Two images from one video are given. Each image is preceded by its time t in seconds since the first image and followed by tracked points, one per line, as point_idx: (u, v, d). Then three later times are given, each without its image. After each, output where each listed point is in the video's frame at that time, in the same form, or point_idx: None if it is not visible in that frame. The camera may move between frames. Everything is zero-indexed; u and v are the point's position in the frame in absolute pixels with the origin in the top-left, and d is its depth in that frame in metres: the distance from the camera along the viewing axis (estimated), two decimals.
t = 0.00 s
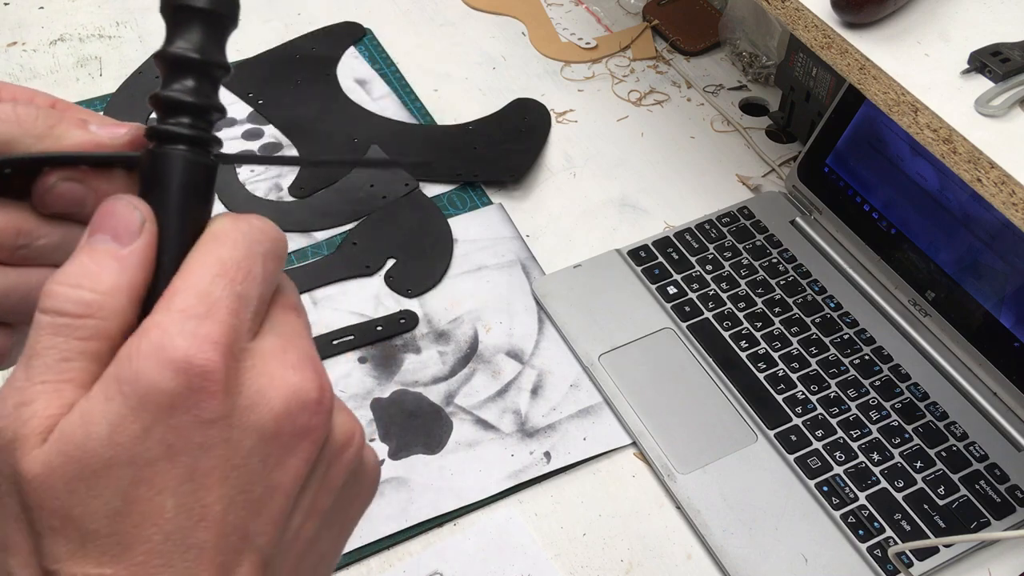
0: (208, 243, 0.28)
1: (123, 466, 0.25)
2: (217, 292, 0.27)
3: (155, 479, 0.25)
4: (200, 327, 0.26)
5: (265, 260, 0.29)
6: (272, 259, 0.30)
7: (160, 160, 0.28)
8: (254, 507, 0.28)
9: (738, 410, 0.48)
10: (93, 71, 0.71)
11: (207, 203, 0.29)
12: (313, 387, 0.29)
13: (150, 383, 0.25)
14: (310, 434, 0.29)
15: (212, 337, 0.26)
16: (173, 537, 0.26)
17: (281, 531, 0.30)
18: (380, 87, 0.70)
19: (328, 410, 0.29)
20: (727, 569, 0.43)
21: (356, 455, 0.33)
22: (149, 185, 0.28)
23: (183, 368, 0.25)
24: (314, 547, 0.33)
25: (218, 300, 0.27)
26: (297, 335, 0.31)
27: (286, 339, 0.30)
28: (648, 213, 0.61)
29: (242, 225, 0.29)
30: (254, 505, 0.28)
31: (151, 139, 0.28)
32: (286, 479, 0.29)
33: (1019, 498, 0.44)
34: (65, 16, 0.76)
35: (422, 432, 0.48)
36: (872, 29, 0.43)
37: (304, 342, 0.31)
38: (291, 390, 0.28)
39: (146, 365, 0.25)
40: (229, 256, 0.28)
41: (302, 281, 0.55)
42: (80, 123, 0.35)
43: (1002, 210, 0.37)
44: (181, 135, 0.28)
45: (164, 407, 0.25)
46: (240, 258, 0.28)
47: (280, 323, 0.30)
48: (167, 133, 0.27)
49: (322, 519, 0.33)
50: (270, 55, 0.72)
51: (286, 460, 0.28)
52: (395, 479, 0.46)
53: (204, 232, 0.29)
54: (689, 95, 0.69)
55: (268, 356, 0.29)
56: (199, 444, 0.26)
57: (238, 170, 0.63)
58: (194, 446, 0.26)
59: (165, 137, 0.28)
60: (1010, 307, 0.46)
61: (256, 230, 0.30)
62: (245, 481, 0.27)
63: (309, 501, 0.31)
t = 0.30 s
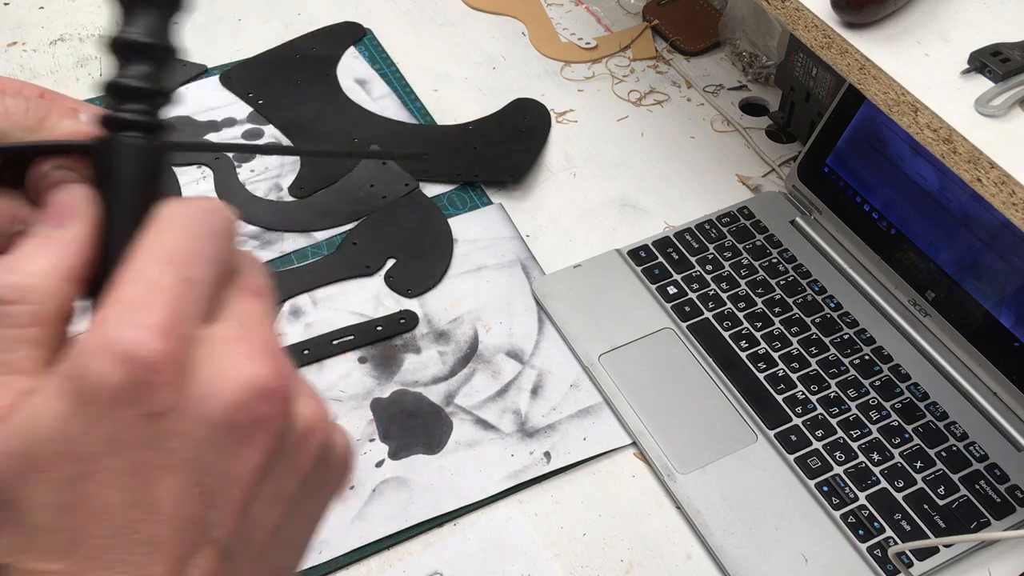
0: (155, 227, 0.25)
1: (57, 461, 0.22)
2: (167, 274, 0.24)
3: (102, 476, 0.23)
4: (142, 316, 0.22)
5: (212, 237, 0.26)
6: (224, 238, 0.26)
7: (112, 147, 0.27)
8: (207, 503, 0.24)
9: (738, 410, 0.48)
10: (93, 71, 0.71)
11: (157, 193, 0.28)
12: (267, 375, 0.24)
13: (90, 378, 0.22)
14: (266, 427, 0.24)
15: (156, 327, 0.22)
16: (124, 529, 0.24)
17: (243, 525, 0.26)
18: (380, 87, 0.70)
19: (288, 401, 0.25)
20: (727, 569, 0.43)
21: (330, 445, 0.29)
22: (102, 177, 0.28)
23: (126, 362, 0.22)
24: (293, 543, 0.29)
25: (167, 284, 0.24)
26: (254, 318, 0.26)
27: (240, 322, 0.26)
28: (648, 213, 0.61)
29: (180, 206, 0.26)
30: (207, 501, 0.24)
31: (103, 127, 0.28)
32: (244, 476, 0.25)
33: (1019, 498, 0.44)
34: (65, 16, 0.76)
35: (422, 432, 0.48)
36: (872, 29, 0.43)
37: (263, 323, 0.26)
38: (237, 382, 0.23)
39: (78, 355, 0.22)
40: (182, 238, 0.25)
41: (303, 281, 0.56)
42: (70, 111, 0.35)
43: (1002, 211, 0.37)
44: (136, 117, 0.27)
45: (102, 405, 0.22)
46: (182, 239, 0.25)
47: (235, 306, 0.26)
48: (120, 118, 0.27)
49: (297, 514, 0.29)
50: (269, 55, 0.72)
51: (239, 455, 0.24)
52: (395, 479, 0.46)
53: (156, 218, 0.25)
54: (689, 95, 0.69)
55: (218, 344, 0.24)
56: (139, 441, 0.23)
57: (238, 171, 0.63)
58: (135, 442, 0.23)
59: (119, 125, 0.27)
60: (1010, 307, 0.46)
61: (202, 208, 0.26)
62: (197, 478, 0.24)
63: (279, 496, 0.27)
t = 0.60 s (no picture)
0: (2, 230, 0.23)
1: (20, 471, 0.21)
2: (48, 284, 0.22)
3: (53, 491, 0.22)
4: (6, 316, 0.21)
5: (57, 233, 0.24)
6: (77, 227, 0.24)
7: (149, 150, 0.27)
8: (113, 511, 0.23)
9: (738, 410, 0.48)
10: (93, 71, 0.71)
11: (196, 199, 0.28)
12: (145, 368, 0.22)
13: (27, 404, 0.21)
14: (162, 424, 0.22)
15: (15, 333, 0.20)
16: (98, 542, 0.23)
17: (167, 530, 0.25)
18: (380, 87, 0.70)
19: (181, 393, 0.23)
20: (728, 569, 0.43)
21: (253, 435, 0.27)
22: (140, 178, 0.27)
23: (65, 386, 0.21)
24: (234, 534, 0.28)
25: (22, 283, 0.22)
26: (135, 310, 0.23)
27: (110, 315, 0.23)
28: (648, 213, 0.61)
29: (107, 247, 0.26)
30: (112, 509, 0.23)
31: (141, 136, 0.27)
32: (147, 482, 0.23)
33: (1018, 498, 0.44)
34: (64, 16, 0.76)
35: (422, 432, 0.48)
36: (872, 29, 0.43)
37: (158, 314, 0.24)
38: (116, 380, 0.21)
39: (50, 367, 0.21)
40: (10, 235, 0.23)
41: (303, 282, 0.56)
42: (47, 110, 0.31)
43: (1002, 210, 0.37)
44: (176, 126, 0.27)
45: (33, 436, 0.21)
46: (38, 241, 0.23)
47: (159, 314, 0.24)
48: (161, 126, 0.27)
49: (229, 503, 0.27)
50: (270, 55, 0.72)
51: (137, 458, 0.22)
52: (395, 479, 0.46)
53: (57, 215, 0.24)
54: (689, 95, 0.69)
55: (89, 345, 0.22)
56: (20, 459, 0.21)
57: (238, 171, 0.63)
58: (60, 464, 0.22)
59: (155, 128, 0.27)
60: (1010, 307, 0.46)
61: (47, 204, 0.24)
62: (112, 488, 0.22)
63: (195, 492, 0.25)
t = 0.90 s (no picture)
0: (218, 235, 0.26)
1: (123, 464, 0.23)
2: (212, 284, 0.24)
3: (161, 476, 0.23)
4: (198, 323, 0.23)
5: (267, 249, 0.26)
6: (280, 248, 0.27)
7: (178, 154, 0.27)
8: (255, 532, 0.24)
9: (738, 410, 0.48)
10: (93, 71, 0.71)
11: (228, 200, 0.28)
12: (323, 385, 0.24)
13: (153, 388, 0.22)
14: (323, 449, 0.24)
15: (215, 332, 0.23)
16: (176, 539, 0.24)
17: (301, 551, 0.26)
18: (380, 87, 0.70)
19: (347, 418, 0.24)
20: (727, 569, 0.43)
21: (400, 471, 0.27)
22: (171, 183, 0.28)
23: (184, 367, 0.22)
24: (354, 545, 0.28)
25: (223, 293, 0.24)
26: (319, 333, 0.26)
27: (308, 331, 0.26)
28: (648, 213, 0.61)
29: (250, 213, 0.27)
30: (255, 530, 0.24)
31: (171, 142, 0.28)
32: (308, 493, 0.25)
33: (1019, 498, 0.44)
34: (64, 16, 0.76)
35: (421, 432, 0.48)
36: (871, 29, 0.43)
37: (240, 308, 0.24)
38: (303, 395, 0.23)
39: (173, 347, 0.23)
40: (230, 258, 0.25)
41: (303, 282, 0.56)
42: (38, 115, 0.35)
43: (1002, 210, 0.37)
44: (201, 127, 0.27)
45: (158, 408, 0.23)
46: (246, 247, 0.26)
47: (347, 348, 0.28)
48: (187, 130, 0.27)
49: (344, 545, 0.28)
50: (270, 55, 0.72)
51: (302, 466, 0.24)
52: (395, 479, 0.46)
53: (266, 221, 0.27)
54: (689, 95, 0.69)
55: (281, 355, 0.24)
56: (199, 447, 0.23)
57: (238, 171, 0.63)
58: (189, 445, 0.23)
59: (184, 132, 0.27)
60: (1010, 307, 0.46)
61: (263, 227, 0.26)
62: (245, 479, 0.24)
63: (337, 516, 0.26)
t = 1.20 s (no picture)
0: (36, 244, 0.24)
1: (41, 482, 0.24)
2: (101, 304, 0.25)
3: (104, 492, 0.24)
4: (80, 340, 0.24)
5: (45, 261, 0.24)
6: (65, 238, 0.26)
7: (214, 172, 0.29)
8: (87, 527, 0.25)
9: (738, 410, 0.48)
10: (93, 71, 0.71)
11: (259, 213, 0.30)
12: (122, 375, 0.23)
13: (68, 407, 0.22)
14: (144, 437, 0.24)
15: (114, 361, 0.23)
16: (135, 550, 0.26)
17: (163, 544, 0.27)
18: (380, 87, 0.70)
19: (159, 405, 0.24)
20: (727, 569, 0.43)
21: (248, 440, 0.28)
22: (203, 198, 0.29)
23: (87, 397, 0.23)
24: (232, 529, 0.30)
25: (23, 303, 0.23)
26: (118, 324, 0.24)
27: (100, 326, 0.24)
28: (648, 213, 0.61)
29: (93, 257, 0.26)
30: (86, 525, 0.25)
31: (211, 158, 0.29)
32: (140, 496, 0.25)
33: (1018, 498, 0.44)
34: (64, 16, 0.76)
35: (421, 432, 0.48)
36: (872, 29, 0.43)
37: (137, 324, 0.25)
38: (103, 392, 0.23)
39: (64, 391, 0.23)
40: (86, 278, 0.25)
41: (303, 282, 0.56)
42: (47, 126, 0.31)
43: (1002, 210, 0.37)
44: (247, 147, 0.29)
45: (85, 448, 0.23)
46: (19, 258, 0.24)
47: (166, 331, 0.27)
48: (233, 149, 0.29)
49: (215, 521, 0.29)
50: (270, 55, 0.72)
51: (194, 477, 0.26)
52: (394, 479, 0.46)
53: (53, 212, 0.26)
54: (689, 95, 0.69)
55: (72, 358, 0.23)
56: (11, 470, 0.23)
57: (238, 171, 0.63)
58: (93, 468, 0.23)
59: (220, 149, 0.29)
60: (1010, 307, 0.46)
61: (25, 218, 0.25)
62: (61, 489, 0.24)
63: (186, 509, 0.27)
